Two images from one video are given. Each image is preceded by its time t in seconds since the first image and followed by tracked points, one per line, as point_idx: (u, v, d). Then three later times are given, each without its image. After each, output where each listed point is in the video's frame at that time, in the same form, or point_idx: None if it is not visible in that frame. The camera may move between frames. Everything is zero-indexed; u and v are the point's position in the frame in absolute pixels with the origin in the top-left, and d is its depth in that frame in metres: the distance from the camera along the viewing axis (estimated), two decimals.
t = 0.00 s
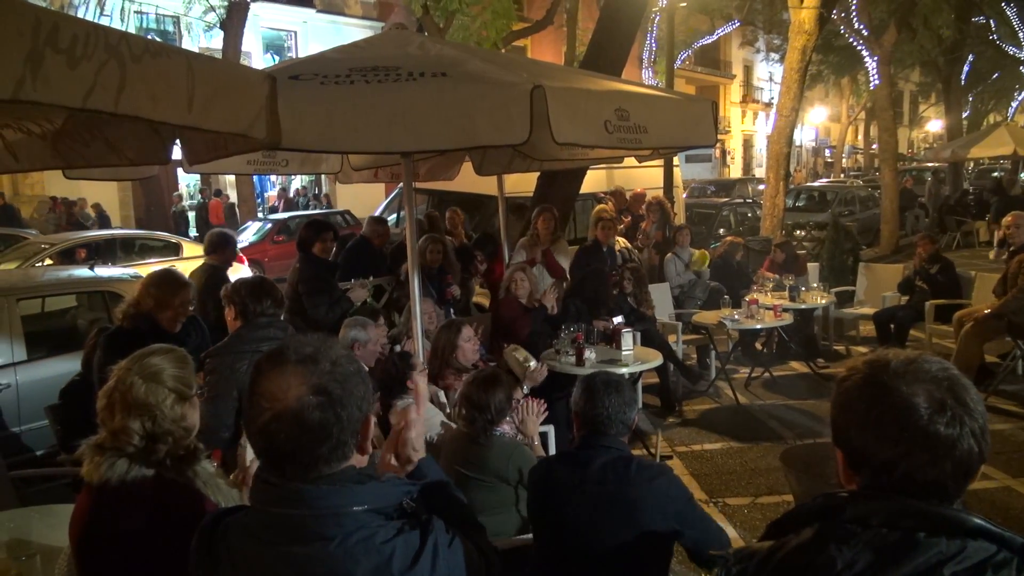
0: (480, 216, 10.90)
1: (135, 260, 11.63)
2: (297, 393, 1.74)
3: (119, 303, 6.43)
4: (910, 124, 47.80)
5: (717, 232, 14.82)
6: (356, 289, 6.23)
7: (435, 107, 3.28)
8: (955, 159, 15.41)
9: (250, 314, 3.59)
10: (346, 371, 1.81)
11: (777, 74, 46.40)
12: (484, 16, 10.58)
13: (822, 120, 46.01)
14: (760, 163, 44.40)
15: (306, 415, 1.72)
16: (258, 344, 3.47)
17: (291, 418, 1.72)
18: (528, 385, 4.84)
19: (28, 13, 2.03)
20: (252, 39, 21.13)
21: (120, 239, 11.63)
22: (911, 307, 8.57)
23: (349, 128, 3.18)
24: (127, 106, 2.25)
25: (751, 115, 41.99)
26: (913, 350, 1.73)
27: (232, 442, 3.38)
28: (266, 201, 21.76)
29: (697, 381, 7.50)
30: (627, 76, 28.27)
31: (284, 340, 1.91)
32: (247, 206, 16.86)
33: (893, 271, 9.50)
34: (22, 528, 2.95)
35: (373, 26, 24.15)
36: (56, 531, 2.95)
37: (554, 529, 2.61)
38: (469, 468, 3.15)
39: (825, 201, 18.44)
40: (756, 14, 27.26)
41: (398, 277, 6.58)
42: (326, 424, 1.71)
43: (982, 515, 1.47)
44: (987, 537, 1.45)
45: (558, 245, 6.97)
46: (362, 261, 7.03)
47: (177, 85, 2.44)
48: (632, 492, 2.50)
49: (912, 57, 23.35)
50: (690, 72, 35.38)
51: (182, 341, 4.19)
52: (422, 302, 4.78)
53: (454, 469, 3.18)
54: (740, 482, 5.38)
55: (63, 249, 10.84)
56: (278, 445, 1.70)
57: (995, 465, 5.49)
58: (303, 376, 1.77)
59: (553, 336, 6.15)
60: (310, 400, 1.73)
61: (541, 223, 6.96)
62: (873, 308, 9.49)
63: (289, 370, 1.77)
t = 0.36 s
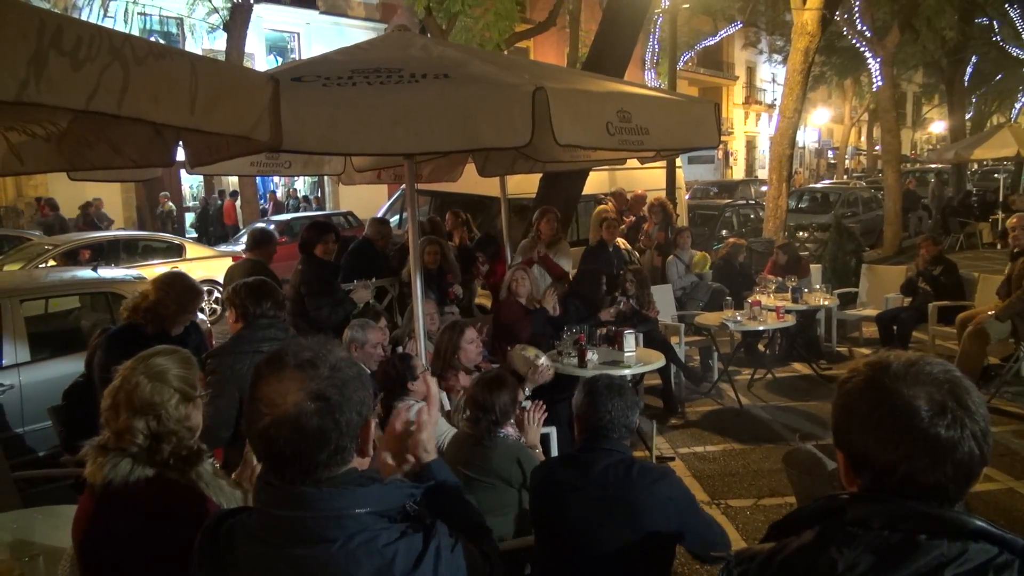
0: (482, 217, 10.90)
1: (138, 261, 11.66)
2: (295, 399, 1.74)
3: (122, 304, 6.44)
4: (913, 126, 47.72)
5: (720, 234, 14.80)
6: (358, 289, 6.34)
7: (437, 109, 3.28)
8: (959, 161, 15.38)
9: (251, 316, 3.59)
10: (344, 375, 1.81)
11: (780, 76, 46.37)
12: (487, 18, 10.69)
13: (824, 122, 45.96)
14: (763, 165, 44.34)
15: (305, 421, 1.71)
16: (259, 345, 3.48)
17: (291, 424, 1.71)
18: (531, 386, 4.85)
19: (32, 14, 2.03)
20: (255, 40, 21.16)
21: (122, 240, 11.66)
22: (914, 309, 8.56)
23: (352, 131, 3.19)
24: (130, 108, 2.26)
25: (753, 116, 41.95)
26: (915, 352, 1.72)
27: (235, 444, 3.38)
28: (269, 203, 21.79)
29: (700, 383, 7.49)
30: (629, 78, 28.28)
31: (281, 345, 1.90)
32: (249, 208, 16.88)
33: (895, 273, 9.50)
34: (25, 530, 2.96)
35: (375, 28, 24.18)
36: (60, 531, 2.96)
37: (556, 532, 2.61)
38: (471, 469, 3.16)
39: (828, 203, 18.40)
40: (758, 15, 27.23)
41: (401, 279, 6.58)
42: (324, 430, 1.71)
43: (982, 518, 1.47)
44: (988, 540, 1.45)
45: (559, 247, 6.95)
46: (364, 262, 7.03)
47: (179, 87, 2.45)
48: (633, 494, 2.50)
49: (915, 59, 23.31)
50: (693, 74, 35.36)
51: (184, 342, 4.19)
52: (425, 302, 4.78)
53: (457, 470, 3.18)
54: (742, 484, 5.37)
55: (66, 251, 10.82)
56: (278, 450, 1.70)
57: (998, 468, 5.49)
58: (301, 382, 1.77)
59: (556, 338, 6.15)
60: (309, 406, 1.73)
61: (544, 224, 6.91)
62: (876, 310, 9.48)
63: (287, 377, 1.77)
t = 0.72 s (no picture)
0: (484, 218, 10.92)
1: (140, 262, 11.69)
2: (287, 407, 1.74)
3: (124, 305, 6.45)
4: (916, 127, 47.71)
5: (722, 235, 14.81)
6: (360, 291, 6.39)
7: (439, 110, 3.28)
8: (962, 161, 15.37)
9: (250, 318, 3.59)
10: (336, 380, 1.81)
11: (782, 76, 46.37)
12: (488, 19, 10.63)
13: (827, 123, 45.96)
14: (766, 166, 44.34)
15: (298, 429, 1.72)
16: (258, 347, 3.49)
17: (286, 431, 1.71)
18: (534, 386, 4.84)
19: (34, 16, 2.04)
20: (258, 42, 21.19)
21: (125, 241, 11.69)
22: (918, 310, 8.56)
23: (353, 133, 3.19)
24: (132, 110, 2.27)
25: (756, 117, 41.95)
26: (916, 355, 1.72)
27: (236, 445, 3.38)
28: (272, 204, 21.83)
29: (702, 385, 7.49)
30: (631, 78, 28.32)
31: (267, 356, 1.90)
32: (252, 209, 16.91)
33: (898, 273, 9.50)
34: (28, 531, 2.96)
35: (378, 30, 24.20)
36: (64, 532, 2.97)
37: (557, 533, 2.61)
38: (472, 470, 3.16)
39: (830, 204, 18.41)
40: (760, 15, 27.23)
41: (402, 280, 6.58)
42: (319, 436, 1.71)
43: (985, 519, 1.46)
44: (992, 540, 1.44)
45: (559, 248, 6.93)
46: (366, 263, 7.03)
47: (181, 88, 2.45)
48: (635, 496, 2.50)
49: (918, 59, 23.32)
50: (696, 75, 35.38)
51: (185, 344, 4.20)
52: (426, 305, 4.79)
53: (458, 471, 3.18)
54: (745, 485, 5.37)
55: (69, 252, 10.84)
56: (276, 456, 1.70)
57: (1001, 469, 5.48)
58: (293, 390, 1.77)
59: (558, 339, 6.14)
60: (302, 413, 1.74)
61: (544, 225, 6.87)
62: (879, 311, 9.48)
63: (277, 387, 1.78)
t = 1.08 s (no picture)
0: (487, 219, 10.93)
1: (144, 263, 11.72)
2: (289, 409, 1.74)
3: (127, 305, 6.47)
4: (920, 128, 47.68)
5: (725, 236, 14.81)
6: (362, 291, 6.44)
7: (442, 112, 3.28)
8: (965, 162, 15.36)
9: (253, 319, 3.58)
10: (340, 382, 1.81)
11: (785, 77, 46.39)
12: (492, 20, 10.55)
13: (830, 123, 45.94)
14: (768, 167, 44.34)
15: (301, 429, 1.72)
16: (260, 347, 3.49)
17: (288, 433, 1.71)
18: (536, 386, 4.85)
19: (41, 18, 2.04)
20: (261, 43, 21.23)
21: (129, 242, 11.73)
22: (921, 311, 8.55)
23: (357, 135, 3.20)
24: (137, 112, 2.27)
25: (758, 118, 41.93)
26: (919, 355, 1.71)
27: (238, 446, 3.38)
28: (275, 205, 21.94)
29: (705, 385, 7.49)
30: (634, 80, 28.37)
31: (276, 355, 1.89)
32: (255, 211, 16.94)
33: (901, 274, 9.48)
34: (32, 531, 2.97)
35: (381, 31, 24.24)
36: (68, 533, 2.97)
37: (558, 534, 2.61)
38: (475, 471, 3.16)
39: (834, 204, 18.40)
40: (763, 16, 27.24)
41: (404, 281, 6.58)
42: (321, 437, 1.72)
43: (989, 521, 1.46)
44: (998, 543, 1.44)
45: (561, 248, 6.94)
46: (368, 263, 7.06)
47: (186, 89, 2.45)
48: (636, 497, 2.50)
49: (921, 60, 23.32)
50: (698, 76, 35.41)
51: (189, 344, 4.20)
52: (429, 305, 4.79)
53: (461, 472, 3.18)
54: (748, 486, 5.36)
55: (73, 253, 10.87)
56: (276, 458, 1.70)
57: (1006, 470, 5.47)
58: (295, 391, 1.77)
59: (560, 340, 6.15)
60: (304, 415, 1.73)
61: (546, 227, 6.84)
62: (882, 312, 9.47)
63: (280, 388, 1.78)
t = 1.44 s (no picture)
0: (489, 219, 10.93)
1: (146, 263, 11.74)
2: (295, 408, 1.74)
3: (130, 305, 6.49)
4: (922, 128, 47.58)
5: (728, 236, 14.79)
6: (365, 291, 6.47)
7: (444, 112, 3.28)
8: (968, 162, 15.31)
9: (256, 318, 3.58)
10: (347, 385, 1.80)
11: (787, 77, 46.30)
12: (494, 20, 10.59)
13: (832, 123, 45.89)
14: (771, 167, 44.28)
15: (304, 431, 1.71)
16: (263, 348, 3.49)
17: (292, 434, 1.71)
18: (538, 387, 4.82)
19: (40, 16, 2.04)
20: (263, 43, 21.25)
21: (131, 241, 11.76)
22: (924, 311, 8.53)
23: (358, 134, 3.19)
24: (137, 111, 2.27)
25: (761, 118, 41.92)
26: (921, 355, 1.71)
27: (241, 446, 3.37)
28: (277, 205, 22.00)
29: (707, 386, 7.48)
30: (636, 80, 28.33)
31: (282, 354, 1.89)
32: (257, 211, 16.95)
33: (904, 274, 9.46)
34: (34, 531, 2.96)
35: (383, 31, 24.24)
36: (70, 533, 2.97)
37: (563, 534, 2.60)
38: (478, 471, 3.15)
39: (836, 205, 18.37)
40: (766, 16, 27.25)
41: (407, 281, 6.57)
42: (324, 438, 1.71)
43: (994, 523, 1.44)
44: (1004, 546, 1.43)
45: (563, 247, 6.97)
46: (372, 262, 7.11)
47: (187, 88, 2.45)
48: (638, 498, 2.49)
49: (924, 60, 23.26)
50: (700, 76, 35.38)
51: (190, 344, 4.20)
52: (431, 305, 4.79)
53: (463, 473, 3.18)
54: (751, 486, 5.35)
55: (76, 253, 10.88)
56: (279, 458, 1.70)
57: (1010, 471, 5.45)
58: (301, 391, 1.76)
59: (563, 340, 6.13)
60: (308, 416, 1.73)
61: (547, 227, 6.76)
62: (885, 312, 9.45)
63: (287, 387, 1.77)
